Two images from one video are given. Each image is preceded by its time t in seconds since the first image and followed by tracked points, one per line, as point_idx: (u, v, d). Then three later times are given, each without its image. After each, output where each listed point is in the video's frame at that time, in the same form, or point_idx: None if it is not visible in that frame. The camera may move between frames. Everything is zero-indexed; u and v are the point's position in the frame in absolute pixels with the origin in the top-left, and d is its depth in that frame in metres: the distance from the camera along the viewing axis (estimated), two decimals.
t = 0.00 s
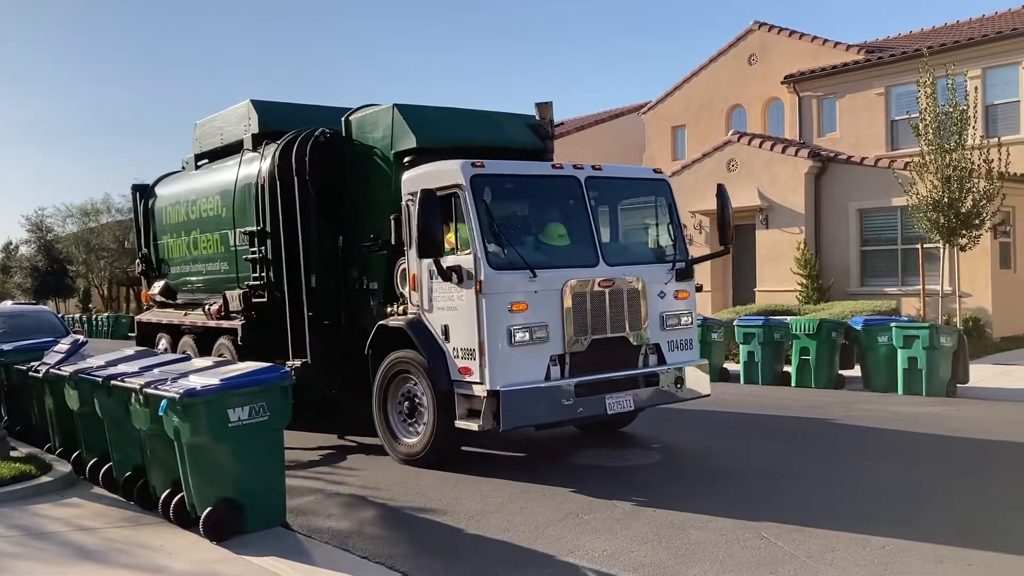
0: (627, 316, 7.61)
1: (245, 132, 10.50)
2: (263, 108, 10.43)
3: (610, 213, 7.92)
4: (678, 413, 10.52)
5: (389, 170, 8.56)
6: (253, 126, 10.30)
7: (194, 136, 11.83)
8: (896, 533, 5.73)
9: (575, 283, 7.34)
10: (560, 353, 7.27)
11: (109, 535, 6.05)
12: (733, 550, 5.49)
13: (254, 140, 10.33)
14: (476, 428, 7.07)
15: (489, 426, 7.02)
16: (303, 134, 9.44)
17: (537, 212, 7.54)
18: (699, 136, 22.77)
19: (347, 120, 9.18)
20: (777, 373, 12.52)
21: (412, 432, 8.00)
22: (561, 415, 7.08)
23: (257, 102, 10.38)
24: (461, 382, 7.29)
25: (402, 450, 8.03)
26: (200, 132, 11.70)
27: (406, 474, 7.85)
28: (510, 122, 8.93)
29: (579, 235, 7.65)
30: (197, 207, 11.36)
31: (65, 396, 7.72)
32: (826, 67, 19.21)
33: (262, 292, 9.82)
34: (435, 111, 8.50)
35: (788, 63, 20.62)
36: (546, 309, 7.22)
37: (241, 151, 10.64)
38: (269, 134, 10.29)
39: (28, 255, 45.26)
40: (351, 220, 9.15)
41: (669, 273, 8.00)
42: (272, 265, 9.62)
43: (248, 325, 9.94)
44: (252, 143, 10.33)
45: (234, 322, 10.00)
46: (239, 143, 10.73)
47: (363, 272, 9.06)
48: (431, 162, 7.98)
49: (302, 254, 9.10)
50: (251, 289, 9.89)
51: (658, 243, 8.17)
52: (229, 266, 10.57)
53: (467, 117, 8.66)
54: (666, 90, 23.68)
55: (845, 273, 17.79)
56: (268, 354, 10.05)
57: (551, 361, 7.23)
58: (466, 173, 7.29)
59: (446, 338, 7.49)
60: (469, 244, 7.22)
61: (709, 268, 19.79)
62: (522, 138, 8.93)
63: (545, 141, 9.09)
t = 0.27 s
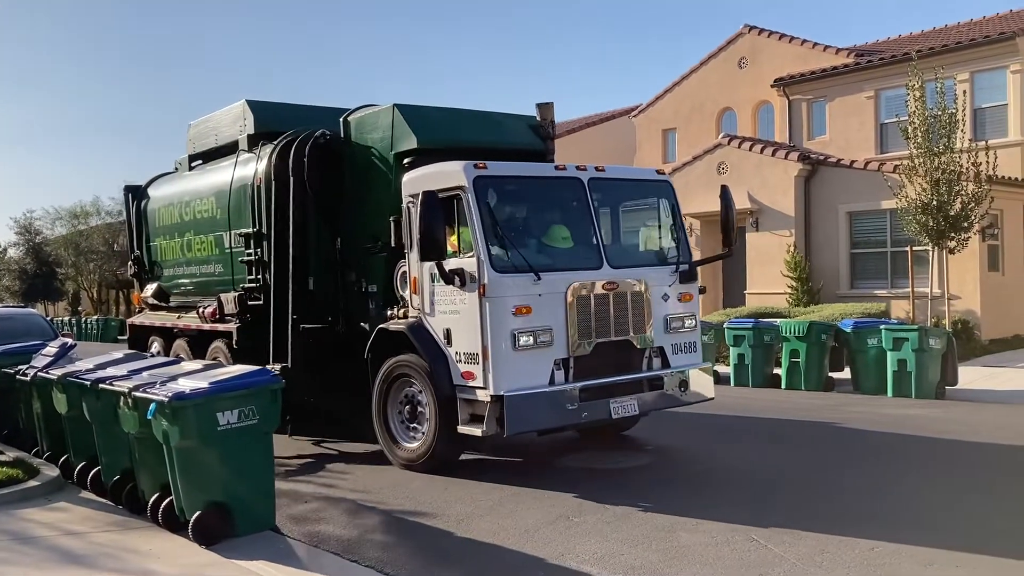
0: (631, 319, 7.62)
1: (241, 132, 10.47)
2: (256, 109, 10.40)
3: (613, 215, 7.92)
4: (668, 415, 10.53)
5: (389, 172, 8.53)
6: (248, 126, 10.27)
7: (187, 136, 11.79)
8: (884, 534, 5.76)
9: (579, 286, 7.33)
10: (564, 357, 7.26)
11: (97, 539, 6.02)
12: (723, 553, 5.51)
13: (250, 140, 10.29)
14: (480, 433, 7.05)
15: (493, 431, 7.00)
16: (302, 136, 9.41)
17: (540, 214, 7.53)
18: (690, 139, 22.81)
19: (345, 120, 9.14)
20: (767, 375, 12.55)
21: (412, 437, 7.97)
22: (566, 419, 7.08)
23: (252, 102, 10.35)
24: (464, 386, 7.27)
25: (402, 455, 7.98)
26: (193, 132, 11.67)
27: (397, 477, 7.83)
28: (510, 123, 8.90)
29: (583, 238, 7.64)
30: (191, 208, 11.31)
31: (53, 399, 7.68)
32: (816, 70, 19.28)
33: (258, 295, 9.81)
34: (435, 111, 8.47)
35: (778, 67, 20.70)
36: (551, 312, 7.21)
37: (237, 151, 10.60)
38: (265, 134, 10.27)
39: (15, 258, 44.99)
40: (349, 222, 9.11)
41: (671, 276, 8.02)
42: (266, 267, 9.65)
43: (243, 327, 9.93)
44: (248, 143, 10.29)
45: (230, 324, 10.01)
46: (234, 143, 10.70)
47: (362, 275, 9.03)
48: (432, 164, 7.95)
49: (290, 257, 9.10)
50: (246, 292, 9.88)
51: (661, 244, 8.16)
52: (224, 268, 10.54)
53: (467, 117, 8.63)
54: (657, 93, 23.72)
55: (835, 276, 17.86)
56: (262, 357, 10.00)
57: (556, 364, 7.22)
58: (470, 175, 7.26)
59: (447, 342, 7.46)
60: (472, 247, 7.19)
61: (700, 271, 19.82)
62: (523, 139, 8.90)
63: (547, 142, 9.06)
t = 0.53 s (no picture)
0: (629, 318, 7.63)
1: (233, 134, 10.44)
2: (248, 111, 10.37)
3: (610, 214, 7.92)
4: (660, 418, 10.53)
5: (383, 172, 8.50)
6: (241, 127, 10.25)
7: (179, 138, 11.75)
8: (876, 536, 5.78)
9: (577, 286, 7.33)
10: (562, 357, 7.25)
11: (86, 544, 5.99)
12: (715, 555, 5.51)
13: (242, 142, 10.26)
14: (478, 434, 7.04)
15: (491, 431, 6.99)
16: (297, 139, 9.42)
17: (537, 214, 7.53)
18: (681, 142, 22.85)
19: (339, 121, 9.08)
20: (759, 377, 12.57)
21: (409, 440, 7.94)
22: (565, 419, 7.08)
23: (244, 104, 10.32)
24: (461, 387, 7.26)
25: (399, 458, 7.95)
26: (185, 134, 11.63)
27: (389, 481, 7.81)
28: (506, 123, 8.89)
29: (580, 237, 7.65)
30: (183, 211, 11.28)
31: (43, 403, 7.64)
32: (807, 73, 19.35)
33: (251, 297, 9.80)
34: (431, 112, 8.46)
35: (769, 70, 20.77)
36: (549, 311, 7.21)
37: (230, 153, 10.57)
38: (257, 135, 10.23)
39: (5, 261, 44.76)
40: (343, 224, 9.08)
41: (669, 275, 8.03)
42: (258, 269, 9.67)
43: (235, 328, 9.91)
44: (241, 145, 10.26)
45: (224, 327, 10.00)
46: (226, 144, 10.67)
47: (356, 276, 8.99)
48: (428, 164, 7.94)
49: (281, 257, 9.04)
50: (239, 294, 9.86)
51: (657, 244, 8.17)
52: (217, 270, 10.50)
53: (462, 117, 8.62)
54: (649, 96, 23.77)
55: (826, 278, 17.91)
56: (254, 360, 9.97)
57: (554, 364, 7.21)
58: (467, 174, 7.27)
59: (444, 342, 7.45)
60: (469, 246, 7.19)
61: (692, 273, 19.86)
62: (520, 139, 8.89)
63: (543, 142, 9.06)
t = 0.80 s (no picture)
0: (623, 322, 7.63)
1: (226, 136, 10.42)
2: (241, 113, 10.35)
3: (604, 218, 7.92)
4: (654, 420, 10.53)
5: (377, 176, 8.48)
6: (234, 129, 10.22)
7: (172, 140, 11.72)
8: (869, 537, 5.78)
9: (571, 289, 7.33)
10: (557, 361, 7.24)
11: (78, 548, 5.96)
12: (709, 557, 5.51)
13: (236, 144, 10.23)
14: (473, 438, 7.03)
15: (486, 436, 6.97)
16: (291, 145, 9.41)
17: (531, 218, 7.52)
18: (675, 143, 22.87)
19: (333, 124, 9.06)
20: (752, 379, 12.58)
21: (403, 444, 7.92)
22: (560, 424, 7.07)
23: (237, 106, 10.30)
24: (456, 391, 7.24)
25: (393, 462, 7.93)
26: (178, 136, 11.59)
27: (382, 484, 7.79)
28: (498, 126, 8.88)
29: (574, 241, 7.64)
30: (176, 213, 11.24)
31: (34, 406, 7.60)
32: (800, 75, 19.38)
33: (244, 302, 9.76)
34: (424, 115, 8.45)
35: (762, 72, 20.81)
36: (543, 315, 7.19)
37: (223, 155, 10.54)
38: (250, 138, 10.21)
39: None
40: (336, 227, 9.06)
41: (664, 279, 8.03)
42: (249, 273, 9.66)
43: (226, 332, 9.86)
44: (234, 147, 10.23)
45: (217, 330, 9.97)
46: (219, 147, 10.64)
47: (350, 279, 8.97)
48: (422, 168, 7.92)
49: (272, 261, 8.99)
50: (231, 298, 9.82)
51: (651, 248, 8.16)
52: (210, 273, 10.46)
53: (456, 120, 8.61)
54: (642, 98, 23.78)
55: (819, 280, 17.94)
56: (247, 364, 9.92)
57: (549, 369, 7.20)
58: (461, 177, 7.26)
59: (439, 346, 7.44)
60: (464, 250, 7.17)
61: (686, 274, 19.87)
62: (513, 142, 8.87)
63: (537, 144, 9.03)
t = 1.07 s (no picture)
0: (619, 321, 7.64)
1: (221, 137, 10.41)
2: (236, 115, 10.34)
3: (599, 217, 7.93)
4: (650, 421, 10.54)
5: (371, 176, 8.47)
6: (229, 131, 10.21)
7: (166, 142, 11.70)
8: (864, 537, 5.79)
9: (566, 288, 7.34)
10: (552, 360, 7.25)
11: (73, 551, 5.95)
12: (705, 558, 5.51)
13: (231, 146, 10.22)
14: (469, 437, 7.02)
15: (481, 435, 6.98)
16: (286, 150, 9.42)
17: (526, 217, 7.53)
18: (670, 144, 22.90)
19: (328, 124, 9.05)
20: (748, 379, 12.60)
21: (398, 444, 7.91)
22: (555, 422, 7.07)
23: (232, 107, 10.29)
24: (451, 390, 7.24)
25: (389, 463, 7.92)
26: (173, 138, 11.58)
27: (378, 485, 7.79)
28: (492, 127, 8.88)
29: (569, 240, 7.65)
30: (170, 215, 11.22)
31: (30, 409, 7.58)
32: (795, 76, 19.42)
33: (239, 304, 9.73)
34: (419, 115, 8.44)
35: (758, 73, 20.85)
36: (538, 314, 7.20)
37: (218, 157, 10.52)
38: (245, 139, 10.20)
39: None
40: (332, 228, 9.05)
41: (659, 278, 8.04)
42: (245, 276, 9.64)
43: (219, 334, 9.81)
44: (229, 149, 10.22)
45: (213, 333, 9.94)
46: (214, 148, 10.63)
47: (346, 279, 8.97)
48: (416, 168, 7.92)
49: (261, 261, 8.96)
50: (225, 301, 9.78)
51: (646, 248, 8.18)
52: (205, 275, 10.44)
53: (450, 121, 8.61)
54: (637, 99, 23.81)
55: (815, 280, 17.98)
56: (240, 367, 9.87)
57: (544, 368, 7.21)
58: (455, 177, 7.26)
59: (434, 346, 7.43)
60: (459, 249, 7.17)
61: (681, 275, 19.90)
62: (507, 142, 8.88)
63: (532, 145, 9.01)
